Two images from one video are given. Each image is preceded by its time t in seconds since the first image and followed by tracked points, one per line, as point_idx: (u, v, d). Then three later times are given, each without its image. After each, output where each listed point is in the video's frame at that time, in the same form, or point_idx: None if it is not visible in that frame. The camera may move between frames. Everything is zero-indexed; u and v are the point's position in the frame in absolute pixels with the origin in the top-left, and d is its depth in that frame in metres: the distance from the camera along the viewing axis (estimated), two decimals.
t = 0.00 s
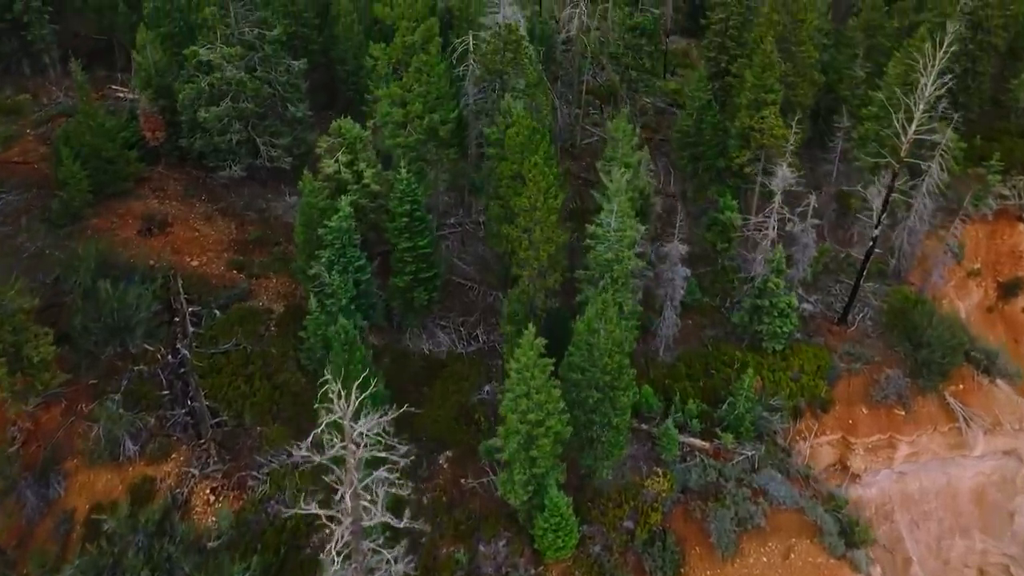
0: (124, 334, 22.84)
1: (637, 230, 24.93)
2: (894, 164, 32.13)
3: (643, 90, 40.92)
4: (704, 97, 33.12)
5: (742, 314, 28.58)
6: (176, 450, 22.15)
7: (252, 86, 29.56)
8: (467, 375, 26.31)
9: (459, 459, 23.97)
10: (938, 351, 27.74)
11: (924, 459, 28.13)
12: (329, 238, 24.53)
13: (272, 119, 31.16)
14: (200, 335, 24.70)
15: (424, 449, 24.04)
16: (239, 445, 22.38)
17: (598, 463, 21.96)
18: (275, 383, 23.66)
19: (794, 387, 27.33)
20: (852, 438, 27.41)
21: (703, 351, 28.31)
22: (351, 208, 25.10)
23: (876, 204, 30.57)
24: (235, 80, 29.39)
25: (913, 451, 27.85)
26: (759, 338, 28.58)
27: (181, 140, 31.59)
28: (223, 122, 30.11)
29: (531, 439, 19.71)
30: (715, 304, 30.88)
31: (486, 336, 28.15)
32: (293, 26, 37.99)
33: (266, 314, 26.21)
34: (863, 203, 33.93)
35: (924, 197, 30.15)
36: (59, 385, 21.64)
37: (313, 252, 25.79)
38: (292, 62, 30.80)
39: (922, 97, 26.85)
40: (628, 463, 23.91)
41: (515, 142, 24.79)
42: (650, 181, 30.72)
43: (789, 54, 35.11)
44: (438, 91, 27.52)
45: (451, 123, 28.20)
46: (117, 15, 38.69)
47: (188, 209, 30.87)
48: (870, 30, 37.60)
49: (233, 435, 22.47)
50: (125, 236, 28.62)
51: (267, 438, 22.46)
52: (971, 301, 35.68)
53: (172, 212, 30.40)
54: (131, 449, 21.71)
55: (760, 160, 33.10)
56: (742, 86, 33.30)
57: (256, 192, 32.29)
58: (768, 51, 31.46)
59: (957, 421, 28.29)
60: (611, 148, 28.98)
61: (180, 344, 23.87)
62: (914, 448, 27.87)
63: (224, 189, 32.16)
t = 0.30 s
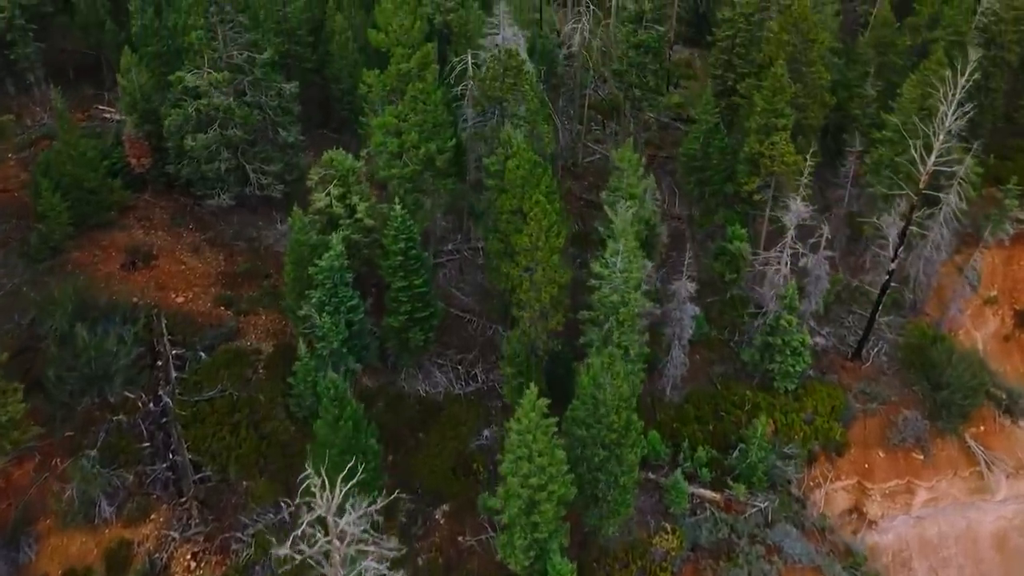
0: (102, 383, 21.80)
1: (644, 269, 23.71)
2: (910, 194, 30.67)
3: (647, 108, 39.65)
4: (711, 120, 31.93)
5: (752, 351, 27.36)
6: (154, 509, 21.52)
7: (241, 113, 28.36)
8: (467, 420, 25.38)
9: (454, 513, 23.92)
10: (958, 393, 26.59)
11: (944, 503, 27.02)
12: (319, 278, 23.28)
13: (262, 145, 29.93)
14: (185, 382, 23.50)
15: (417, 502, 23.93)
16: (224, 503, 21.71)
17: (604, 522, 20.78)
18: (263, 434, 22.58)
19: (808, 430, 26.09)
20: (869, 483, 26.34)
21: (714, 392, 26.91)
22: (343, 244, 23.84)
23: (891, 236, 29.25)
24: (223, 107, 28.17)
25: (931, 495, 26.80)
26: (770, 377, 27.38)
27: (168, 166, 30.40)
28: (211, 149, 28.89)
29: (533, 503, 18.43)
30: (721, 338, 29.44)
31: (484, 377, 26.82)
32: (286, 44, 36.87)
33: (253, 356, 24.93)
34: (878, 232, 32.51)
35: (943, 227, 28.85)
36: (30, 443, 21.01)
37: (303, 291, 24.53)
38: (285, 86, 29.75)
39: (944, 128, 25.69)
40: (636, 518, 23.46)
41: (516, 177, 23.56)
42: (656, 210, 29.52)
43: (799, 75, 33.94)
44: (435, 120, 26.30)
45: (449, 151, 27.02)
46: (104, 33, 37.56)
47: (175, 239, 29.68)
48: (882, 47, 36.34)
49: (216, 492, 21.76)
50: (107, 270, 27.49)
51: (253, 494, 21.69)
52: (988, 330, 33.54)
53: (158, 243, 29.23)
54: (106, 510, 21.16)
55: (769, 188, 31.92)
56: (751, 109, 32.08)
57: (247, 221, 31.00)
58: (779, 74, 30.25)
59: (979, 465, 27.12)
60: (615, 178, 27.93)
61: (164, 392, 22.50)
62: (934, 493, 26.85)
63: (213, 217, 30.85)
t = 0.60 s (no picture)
0: (81, 432, 21.03)
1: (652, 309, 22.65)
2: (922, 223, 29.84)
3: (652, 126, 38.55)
4: (718, 144, 30.92)
5: (762, 389, 26.32)
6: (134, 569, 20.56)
7: (230, 140, 27.28)
8: (466, 462, 24.66)
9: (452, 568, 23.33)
10: (977, 434, 25.92)
11: (963, 548, 26.44)
12: (310, 317, 22.25)
13: (253, 171, 28.87)
14: (169, 426, 22.61)
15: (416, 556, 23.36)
16: (208, 562, 20.85)
17: None
18: (251, 485, 21.77)
19: (821, 473, 25.21)
20: (884, 527, 25.66)
21: (724, 432, 25.88)
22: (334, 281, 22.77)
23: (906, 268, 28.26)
24: (211, 133, 27.07)
25: (950, 540, 26.16)
26: (781, 415, 26.45)
27: (156, 193, 29.35)
28: (200, 177, 27.81)
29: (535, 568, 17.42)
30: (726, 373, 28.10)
31: (483, 417, 25.87)
32: (278, 62, 35.85)
33: (243, 397, 23.81)
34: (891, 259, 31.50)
35: (959, 255, 27.60)
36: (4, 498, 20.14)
37: (294, 330, 23.51)
38: (277, 108, 28.62)
39: (964, 159, 24.56)
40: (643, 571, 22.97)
41: (516, 212, 22.55)
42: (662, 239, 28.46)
43: (809, 96, 32.90)
44: (431, 149, 25.19)
45: (447, 180, 25.96)
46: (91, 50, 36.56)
47: (162, 270, 28.67)
48: (891, 64, 35.33)
49: (199, 548, 20.88)
50: (91, 304, 26.60)
51: (239, 550, 20.90)
52: (1002, 360, 31.83)
53: (146, 273, 28.25)
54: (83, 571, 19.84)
55: (778, 214, 30.95)
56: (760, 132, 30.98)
57: (238, 249, 29.88)
58: (788, 98, 29.21)
59: (999, 507, 26.50)
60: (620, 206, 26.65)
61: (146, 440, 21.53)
62: (953, 538, 26.20)
63: (203, 245, 29.76)
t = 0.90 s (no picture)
0: (55, 497, 19.70)
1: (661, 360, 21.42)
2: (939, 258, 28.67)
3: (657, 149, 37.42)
4: (724, 175, 29.89)
5: (774, 436, 25.16)
6: None
7: (218, 175, 26.01)
8: (464, 521, 23.61)
9: None
10: (1001, 485, 24.43)
11: None
12: (299, 369, 21.08)
13: (242, 204, 27.84)
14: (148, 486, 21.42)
15: None
16: None
17: None
18: (234, 550, 20.27)
19: (837, 528, 23.97)
20: None
21: (731, 484, 25.10)
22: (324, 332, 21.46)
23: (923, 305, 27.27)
24: (198, 168, 25.65)
25: None
26: (793, 464, 25.26)
27: (141, 226, 28.13)
28: (186, 213, 26.53)
29: None
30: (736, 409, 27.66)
31: (480, 466, 25.15)
32: (271, 85, 34.73)
33: (229, 452, 22.75)
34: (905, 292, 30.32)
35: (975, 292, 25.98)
36: None
37: (281, 380, 22.42)
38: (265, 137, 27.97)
39: (987, 199, 23.22)
40: None
41: (518, 256, 21.37)
42: (669, 276, 27.29)
43: (820, 122, 31.87)
44: (428, 186, 24.08)
45: (444, 218, 24.86)
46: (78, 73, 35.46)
47: (147, 308, 27.45)
48: (903, 86, 34.34)
49: None
50: (72, 348, 25.36)
51: None
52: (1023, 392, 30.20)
53: (130, 313, 27.07)
54: None
55: (790, 248, 29.66)
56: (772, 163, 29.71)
57: (228, 283, 29.10)
58: (800, 128, 28.02)
59: None
60: (624, 243, 25.34)
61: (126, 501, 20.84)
62: None
63: (190, 280, 28.66)
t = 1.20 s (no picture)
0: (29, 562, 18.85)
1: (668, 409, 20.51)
2: (954, 292, 27.74)
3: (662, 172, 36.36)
4: (732, 203, 28.88)
5: (786, 482, 24.20)
6: None
7: (206, 209, 24.99)
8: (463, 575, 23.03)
9: None
10: None
11: None
12: (289, 421, 20.02)
13: (233, 236, 26.87)
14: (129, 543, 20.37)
15: None
16: None
17: None
18: None
19: None
20: None
21: (744, 532, 24.11)
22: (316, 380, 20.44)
23: (940, 342, 27.63)
24: (186, 203, 24.74)
25: None
26: (805, 512, 24.43)
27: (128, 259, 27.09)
28: (173, 248, 25.52)
29: None
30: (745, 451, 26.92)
31: (479, 514, 24.54)
32: (264, 107, 33.77)
33: (216, 505, 22.16)
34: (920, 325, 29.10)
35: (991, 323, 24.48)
36: None
37: (272, 429, 21.47)
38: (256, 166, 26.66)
39: (1008, 240, 21.83)
40: None
41: (519, 301, 20.34)
42: (676, 311, 26.21)
43: (830, 148, 30.78)
44: (425, 222, 23.00)
45: (443, 255, 23.78)
46: (65, 93, 34.57)
47: (133, 346, 26.52)
48: (914, 106, 33.02)
49: None
50: (53, 392, 24.49)
51: None
52: None
53: (115, 351, 26.23)
54: None
55: (800, 280, 28.48)
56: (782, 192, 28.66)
57: (218, 316, 28.01)
58: (811, 158, 26.98)
59: None
60: (629, 279, 24.14)
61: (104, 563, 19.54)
62: None
63: (177, 314, 27.70)
